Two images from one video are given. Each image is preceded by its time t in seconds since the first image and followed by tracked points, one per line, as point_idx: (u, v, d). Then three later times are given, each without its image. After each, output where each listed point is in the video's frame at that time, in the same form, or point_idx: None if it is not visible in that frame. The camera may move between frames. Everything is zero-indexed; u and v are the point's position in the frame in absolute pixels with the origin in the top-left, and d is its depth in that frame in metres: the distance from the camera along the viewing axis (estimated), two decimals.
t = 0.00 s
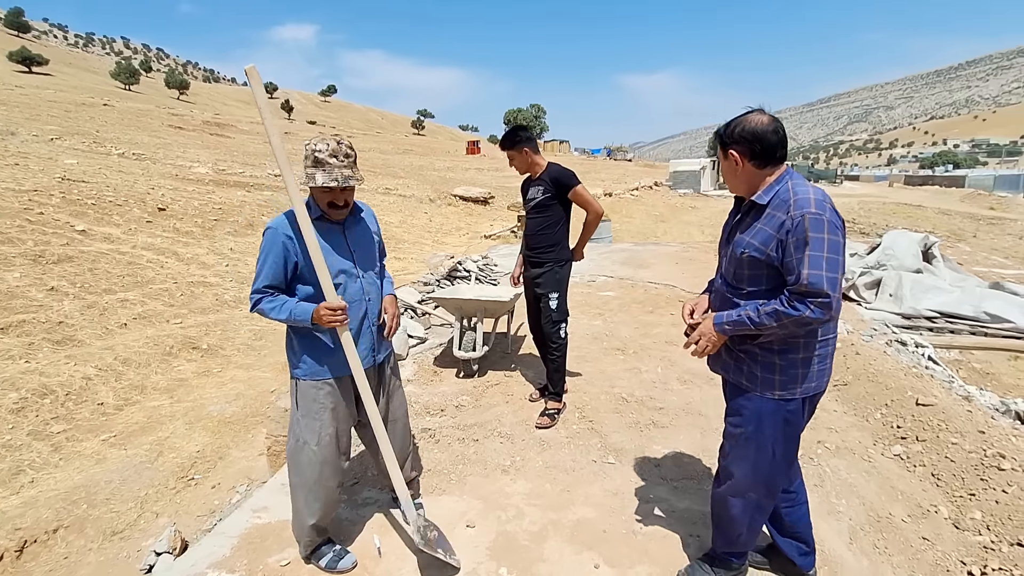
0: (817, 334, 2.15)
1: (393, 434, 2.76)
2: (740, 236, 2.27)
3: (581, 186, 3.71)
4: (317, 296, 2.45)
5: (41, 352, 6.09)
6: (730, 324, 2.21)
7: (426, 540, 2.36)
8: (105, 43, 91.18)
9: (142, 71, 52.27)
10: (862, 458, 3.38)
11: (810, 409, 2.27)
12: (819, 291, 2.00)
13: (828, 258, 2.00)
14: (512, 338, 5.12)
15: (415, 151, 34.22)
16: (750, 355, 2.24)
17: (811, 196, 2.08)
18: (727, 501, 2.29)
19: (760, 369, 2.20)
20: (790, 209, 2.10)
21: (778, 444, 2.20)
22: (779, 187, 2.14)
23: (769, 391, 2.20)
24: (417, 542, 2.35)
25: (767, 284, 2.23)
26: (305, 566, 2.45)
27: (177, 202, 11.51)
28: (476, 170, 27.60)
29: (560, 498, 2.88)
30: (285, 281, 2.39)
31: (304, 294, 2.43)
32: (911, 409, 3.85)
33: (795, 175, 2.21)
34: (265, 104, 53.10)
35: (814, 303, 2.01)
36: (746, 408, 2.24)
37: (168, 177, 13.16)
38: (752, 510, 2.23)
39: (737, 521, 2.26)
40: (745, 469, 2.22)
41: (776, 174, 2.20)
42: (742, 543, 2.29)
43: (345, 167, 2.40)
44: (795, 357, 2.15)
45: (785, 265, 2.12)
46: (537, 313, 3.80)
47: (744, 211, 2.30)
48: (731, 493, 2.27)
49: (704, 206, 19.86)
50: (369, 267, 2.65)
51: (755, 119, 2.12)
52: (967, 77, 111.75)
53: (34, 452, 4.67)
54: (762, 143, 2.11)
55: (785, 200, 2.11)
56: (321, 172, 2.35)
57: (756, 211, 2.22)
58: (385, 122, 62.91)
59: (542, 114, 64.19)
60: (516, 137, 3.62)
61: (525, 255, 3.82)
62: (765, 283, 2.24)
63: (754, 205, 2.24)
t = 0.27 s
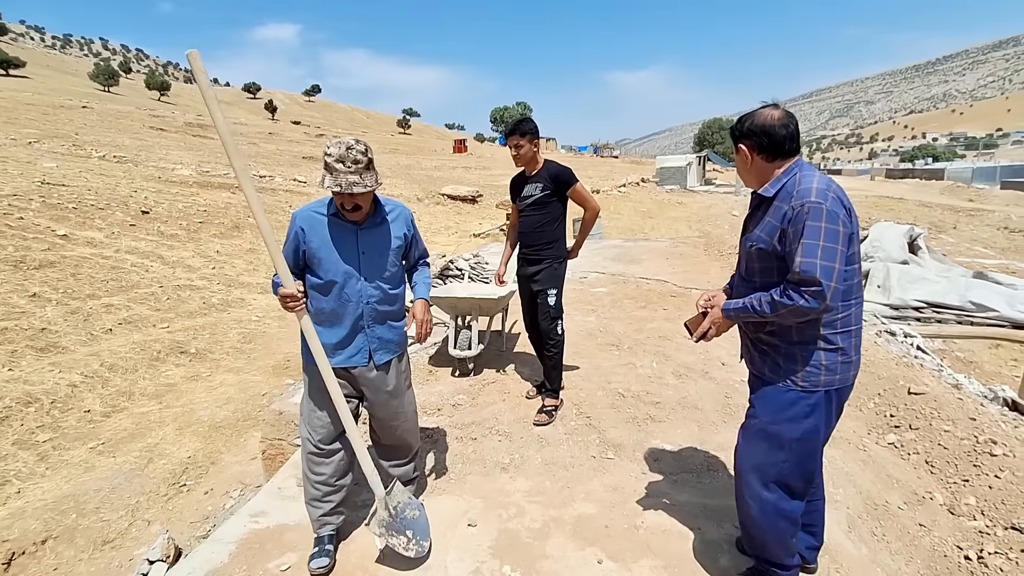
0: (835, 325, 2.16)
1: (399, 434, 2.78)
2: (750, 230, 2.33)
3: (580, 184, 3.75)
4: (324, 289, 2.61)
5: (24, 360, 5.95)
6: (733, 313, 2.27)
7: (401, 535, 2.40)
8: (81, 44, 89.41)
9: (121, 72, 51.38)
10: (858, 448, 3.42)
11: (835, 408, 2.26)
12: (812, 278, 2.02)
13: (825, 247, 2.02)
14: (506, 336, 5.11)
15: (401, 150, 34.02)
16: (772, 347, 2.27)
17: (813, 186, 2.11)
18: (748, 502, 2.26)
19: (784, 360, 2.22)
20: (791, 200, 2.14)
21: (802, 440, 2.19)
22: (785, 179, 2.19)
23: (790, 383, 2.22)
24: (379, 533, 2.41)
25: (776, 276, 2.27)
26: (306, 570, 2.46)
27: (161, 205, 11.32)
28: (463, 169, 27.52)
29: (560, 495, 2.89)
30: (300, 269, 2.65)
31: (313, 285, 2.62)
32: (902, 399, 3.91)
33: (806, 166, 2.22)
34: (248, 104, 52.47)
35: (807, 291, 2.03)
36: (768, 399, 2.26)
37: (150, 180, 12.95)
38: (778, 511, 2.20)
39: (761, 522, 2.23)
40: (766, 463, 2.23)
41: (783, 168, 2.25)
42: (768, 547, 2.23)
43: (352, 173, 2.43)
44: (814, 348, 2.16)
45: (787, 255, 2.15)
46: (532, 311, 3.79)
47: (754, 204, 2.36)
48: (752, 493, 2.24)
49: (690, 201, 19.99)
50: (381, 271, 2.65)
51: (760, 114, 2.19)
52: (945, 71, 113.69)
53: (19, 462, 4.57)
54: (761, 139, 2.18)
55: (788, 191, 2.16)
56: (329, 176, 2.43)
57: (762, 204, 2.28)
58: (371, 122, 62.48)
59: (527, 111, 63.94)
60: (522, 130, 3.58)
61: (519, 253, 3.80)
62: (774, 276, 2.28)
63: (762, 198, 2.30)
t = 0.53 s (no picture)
0: (838, 324, 2.13)
1: (384, 434, 2.74)
2: (759, 224, 2.31)
3: (570, 180, 3.79)
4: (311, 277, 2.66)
5: None
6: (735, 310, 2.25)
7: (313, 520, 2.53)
8: (55, 36, 87.14)
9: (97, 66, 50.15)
10: (844, 440, 3.48)
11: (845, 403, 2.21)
12: (814, 274, 1.98)
13: (829, 242, 1.99)
14: (496, 332, 5.10)
15: (386, 146, 33.75)
16: (774, 348, 2.24)
17: (822, 178, 2.08)
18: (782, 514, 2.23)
19: (786, 362, 2.19)
20: (799, 193, 2.12)
21: (817, 442, 2.16)
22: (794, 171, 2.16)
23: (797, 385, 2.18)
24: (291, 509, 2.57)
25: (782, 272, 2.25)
26: (297, 570, 2.43)
27: (140, 201, 11.09)
28: (449, 166, 27.40)
29: (553, 490, 2.89)
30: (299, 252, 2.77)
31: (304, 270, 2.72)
32: (887, 392, 3.99)
33: (817, 159, 2.19)
34: (229, 99, 51.62)
35: (810, 286, 2.00)
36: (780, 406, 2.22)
37: (129, 176, 12.67)
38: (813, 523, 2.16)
39: (795, 535, 2.19)
40: (788, 472, 2.19)
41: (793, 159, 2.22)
42: (805, 559, 2.20)
43: (325, 166, 2.39)
44: (817, 348, 2.13)
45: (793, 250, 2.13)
46: (524, 306, 3.79)
47: (764, 197, 2.33)
48: (784, 504, 2.22)
49: (675, 198, 20.16)
50: (363, 267, 2.60)
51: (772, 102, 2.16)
52: (921, 71, 116.00)
53: None
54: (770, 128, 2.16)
55: (795, 184, 2.13)
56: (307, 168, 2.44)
57: (771, 198, 2.26)
58: (355, 118, 61.86)
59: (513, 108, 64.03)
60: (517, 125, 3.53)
61: (511, 249, 3.78)
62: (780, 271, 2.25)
63: (772, 191, 2.27)
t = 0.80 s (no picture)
0: (860, 333, 2.05)
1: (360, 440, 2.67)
2: (772, 226, 2.19)
3: (564, 177, 3.79)
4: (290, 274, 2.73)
5: None
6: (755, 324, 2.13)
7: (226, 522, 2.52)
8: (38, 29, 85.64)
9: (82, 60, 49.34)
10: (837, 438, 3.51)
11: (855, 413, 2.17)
12: (851, 282, 1.90)
13: (863, 247, 1.90)
14: (490, 331, 5.08)
15: (377, 143, 33.53)
16: (787, 357, 2.15)
17: (848, 179, 1.99)
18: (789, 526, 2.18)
19: (801, 373, 2.11)
20: (824, 194, 2.02)
21: (831, 454, 2.10)
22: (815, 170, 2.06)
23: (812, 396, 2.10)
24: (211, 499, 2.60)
25: (799, 278, 2.15)
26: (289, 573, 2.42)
27: (128, 198, 10.93)
28: (441, 163, 27.29)
29: (549, 490, 2.88)
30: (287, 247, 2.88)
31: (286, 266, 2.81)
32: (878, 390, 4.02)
33: (833, 158, 2.11)
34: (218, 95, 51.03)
35: (846, 295, 1.91)
36: (793, 415, 2.14)
37: (116, 172, 12.48)
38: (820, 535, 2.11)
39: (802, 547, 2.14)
40: (798, 485, 2.12)
41: (810, 157, 2.12)
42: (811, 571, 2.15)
43: (277, 162, 2.37)
44: (835, 358, 2.06)
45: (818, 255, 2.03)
46: (519, 304, 3.77)
47: (777, 197, 2.22)
48: (792, 516, 2.16)
49: (667, 196, 20.24)
50: (327, 267, 2.56)
51: (794, 93, 2.06)
52: (908, 71, 117.25)
53: None
54: (793, 120, 2.06)
55: (819, 185, 2.03)
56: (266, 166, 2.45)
57: (787, 198, 2.15)
58: (345, 114, 61.41)
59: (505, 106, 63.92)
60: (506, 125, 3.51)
61: (504, 247, 3.76)
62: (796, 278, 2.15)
63: (787, 191, 2.16)
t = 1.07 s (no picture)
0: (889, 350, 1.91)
1: (338, 447, 2.60)
2: (796, 236, 2.01)
3: (562, 172, 3.73)
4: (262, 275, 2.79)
5: None
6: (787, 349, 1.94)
7: (172, 510, 2.65)
8: (34, 26, 85.19)
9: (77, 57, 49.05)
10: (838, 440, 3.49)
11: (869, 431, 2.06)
12: (903, 300, 1.73)
13: (913, 262, 1.73)
14: (488, 331, 5.05)
15: (375, 142, 33.45)
16: (807, 377, 2.00)
17: (889, 186, 1.83)
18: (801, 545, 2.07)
19: (822, 393, 1.96)
20: (863, 202, 1.84)
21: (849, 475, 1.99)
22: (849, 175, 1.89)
23: (834, 418, 1.96)
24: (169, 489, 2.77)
25: (827, 293, 1.98)
26: None
27: (124, 196, 10.86)
28: (439, 161, 27.25)
29: (549, 494, 2.85)
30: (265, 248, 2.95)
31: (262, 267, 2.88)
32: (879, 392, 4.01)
33: (860, 161, 1.95)
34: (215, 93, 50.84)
35: (897, 314, 1.75)
36: (811, 436, 2.01)
37: (112, 170, 12.41)
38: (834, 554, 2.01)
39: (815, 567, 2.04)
40: (815, 506, 2.00)
41: (837, 161, 1.95)
42: None
43: (220, 160, 2.37)
44: (859, 377, 1.92)
45: (856, 269, 1.85)
46: (519, 304, 3.74)
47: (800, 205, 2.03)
48: (805, 535, 2.06)
49: (665, 195, 20.25)
50: (285, 266, 2.56)
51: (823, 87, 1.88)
52: (905, 71, 117.56)
53: None
54: (822, 116, 1.86)
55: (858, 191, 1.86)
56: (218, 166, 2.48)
57: (813, 204, 1.97)
58: (343, 113, 61.27)
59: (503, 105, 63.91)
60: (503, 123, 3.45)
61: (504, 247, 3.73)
62: (824, 293, 1.98)
63: (813, 198, 1.98)
